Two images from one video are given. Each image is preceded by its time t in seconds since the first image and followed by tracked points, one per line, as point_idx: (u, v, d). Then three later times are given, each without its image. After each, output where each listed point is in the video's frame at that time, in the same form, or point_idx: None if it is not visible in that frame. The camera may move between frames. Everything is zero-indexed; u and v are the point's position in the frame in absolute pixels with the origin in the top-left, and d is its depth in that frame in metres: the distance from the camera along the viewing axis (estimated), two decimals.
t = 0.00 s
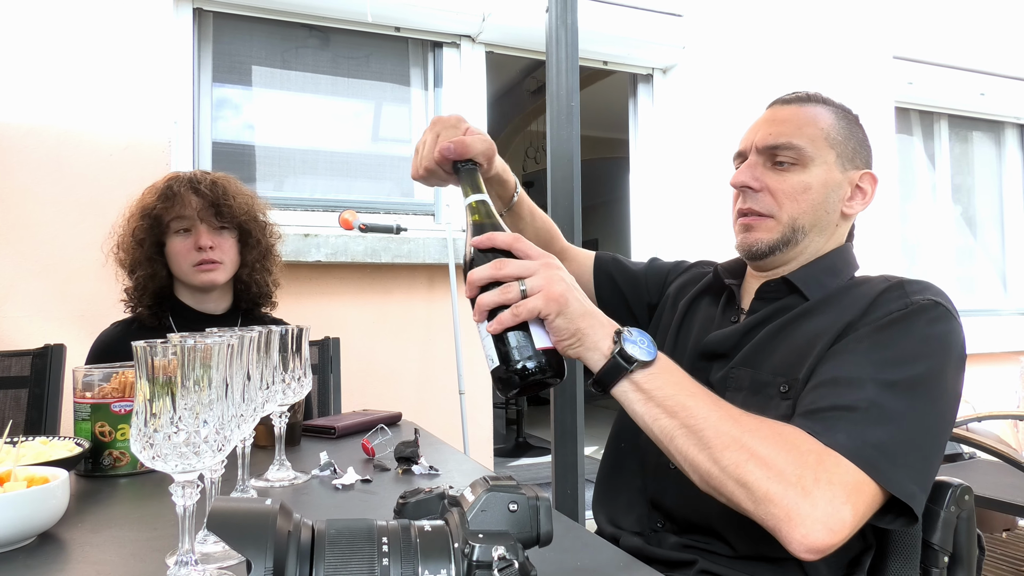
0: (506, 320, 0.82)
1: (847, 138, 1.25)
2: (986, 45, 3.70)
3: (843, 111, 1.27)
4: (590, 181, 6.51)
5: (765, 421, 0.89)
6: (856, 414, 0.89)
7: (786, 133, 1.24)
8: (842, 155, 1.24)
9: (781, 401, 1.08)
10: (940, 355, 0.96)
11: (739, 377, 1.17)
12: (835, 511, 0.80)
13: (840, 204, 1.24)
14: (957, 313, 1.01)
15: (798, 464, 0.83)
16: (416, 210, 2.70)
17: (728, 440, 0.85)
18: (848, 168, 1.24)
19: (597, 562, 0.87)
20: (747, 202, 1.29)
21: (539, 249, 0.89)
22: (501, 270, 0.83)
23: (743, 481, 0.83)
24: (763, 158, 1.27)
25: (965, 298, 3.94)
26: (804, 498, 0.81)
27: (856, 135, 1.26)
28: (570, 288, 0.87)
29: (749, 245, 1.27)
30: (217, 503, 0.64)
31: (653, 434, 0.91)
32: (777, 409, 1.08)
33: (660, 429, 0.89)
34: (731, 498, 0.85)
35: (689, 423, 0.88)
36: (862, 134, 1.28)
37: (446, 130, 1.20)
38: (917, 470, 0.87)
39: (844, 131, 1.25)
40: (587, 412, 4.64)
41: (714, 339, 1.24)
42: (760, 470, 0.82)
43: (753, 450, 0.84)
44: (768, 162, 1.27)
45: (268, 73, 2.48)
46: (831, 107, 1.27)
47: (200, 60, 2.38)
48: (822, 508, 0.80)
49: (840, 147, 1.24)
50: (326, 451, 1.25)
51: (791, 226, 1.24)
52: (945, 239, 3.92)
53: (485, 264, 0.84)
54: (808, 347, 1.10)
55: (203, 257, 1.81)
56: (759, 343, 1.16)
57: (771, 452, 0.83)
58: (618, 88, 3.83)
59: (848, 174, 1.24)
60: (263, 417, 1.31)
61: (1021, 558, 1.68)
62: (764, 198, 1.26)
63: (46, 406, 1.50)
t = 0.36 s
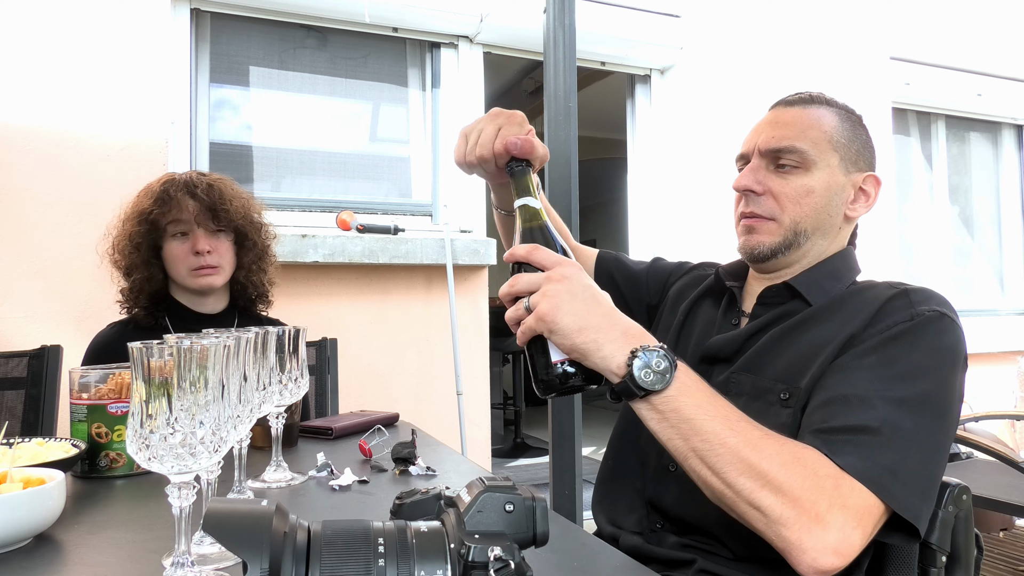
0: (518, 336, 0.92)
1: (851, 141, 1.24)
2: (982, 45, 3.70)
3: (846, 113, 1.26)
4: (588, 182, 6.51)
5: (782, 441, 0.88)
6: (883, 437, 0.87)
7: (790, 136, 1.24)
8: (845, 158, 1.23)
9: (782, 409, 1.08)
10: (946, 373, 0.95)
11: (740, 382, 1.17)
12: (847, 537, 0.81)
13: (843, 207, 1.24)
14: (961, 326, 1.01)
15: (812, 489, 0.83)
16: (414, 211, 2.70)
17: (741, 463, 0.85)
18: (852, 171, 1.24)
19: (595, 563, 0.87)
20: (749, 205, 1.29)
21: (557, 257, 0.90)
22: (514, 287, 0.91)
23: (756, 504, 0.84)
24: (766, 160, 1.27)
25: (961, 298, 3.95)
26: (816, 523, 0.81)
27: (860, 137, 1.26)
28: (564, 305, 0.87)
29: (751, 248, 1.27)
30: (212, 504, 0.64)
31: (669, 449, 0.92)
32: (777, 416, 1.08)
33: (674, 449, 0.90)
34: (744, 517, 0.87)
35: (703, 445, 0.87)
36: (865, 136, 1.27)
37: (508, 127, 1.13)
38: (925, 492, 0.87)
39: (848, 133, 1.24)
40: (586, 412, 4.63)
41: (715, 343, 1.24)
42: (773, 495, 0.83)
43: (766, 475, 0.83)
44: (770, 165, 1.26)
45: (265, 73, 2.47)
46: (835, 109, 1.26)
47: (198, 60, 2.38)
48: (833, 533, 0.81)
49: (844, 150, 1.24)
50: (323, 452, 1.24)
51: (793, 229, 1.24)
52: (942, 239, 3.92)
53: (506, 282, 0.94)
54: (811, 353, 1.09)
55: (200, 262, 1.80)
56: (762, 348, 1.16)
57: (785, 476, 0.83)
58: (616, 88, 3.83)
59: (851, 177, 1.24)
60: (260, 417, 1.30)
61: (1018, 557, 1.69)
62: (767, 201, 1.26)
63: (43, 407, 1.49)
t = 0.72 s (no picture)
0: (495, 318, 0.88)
1: (836, 142, 1.25)
2: (970, 48, 3.73)
3: (833, 115, 1.27)
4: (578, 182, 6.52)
5: (760, 427, 0.87)
6: (850, 425, 0.88)
7: (775, 137, 1.25)
8: (830, 159, 1.24)
9: (766, 405, 1.08)
10: (927, 370, 0.96)
11: (725, 380, 1.17)
12: (822, 523, 0.81)
13: (828, 207, 1.24)
14: (942, 322, 1.01)
15: (788, 476, 0.83)
16: (404, 211, 2.70)
17: (720, 446, 0.84)
18: (837, 171, 1.24)
19: (577, 562, 0.87)
20: (734, 206, 1.30)
21: (535, 237, 0.86)
22: (491, 267, 0.87)
23: (732, 490, 0.83)
24: (750, 160, 1.27)
25: (947, 298, 3.98)
26: (792, 510, 0.81)
27: (846, 139, 1.26)
28: (537, 289, 0.83)
29: (736, 247, 1.27)
30: (191, 504, 0.64)
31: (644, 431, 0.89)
32: (762, 412, 1.08)
33: (652, 433, 0.87)
34: (717, 502, 0.86)
35: (682, 429, 0.85)
36: (852, 138, 1.28)
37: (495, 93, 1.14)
38: (899, 483, 0.87)
39: (834, 135, 1.25)
40: (576, 412, 4.64)
41: (702, 342, 1.24)
42: (750, 481, 0.82)
43: (745, 461, 0.83)
44: (755, 166, 1.27)
45: (253, 72, 2.46)
46: (822, 111, 1.27)
47: (186, 58, 2.37)
48: (809, 520, 0.81)
49: (829, 150, 1.24)
50: (309, 452, 1.24)
51: (777, 228, 1.24)
52: (929, 240, 3.95)
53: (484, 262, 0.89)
54: (793, 352, 1.10)
55: (185, 261, 1.79)
56: (748, 346, 1.16)
57: (763, 463, 0.83)
58: (605, 88, 3.84)
59: (836, 178, 1.24)
60: (244, 418, 1.30)
61: (1003, 555, 1.70)
62: (751, 200, 1.27)
63: (26, 408, 1.48)
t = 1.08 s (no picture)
0: (445, 185, 0.74)
1: (728, 140, 1.29)
2: (899, 60, 3.89)
3: (722, 116, 1.31)
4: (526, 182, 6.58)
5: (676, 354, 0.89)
6: (755, 363, 0.90)
7: (672, 145, 1.29)
8: (726, 157, 1.28)
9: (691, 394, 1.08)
10: (833, 343, 0.99)
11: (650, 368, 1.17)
12: (725, 443, 0.80)
13: (731, 202, 1.28)
14: (848, 305, 1.04)
15: (699, 392, 0.82)
16: (344, 207, 2.66)
17: (637, 357, 0.84)
18: (734, 167, 1.28)
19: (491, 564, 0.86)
20: (644, 215, 1.32)
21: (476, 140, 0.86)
22: (443, 136, 0.77)
23: (643, 399, 0.81)
24: (652, 169, 1.31)
25: (873, 299, 4.16)
26: (699, 424, 0.80)
27: (739, 136, 1.31)
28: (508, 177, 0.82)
29: (652, 254, 1.29)
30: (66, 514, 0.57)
31: (560, 346, 0.88)
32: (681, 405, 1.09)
33: (568, 339, 0.86)
34: (625, 419, 0.83)
35: (600, 335, 0.86)
36: (744, 134, 1.32)
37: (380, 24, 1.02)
38: (800, 427, 0.88)
39: (726, 134, 1.30)
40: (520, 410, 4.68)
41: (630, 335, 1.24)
42: (663, 390, 0.81)
43: (661, 370, 0.83)
44: (657, 173, 1.30)
45: (186, 63, 2.40)
46: (712, 113, 1.32)
47: (113, 47, 2.28)
48: (714, 437, 0.80)
49: (723, 148, 1.28)
50: (229, 456, 1.20)
51: (686, 230, 1.26)
52: (857, 244, 4.13)
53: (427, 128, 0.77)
54: (717, 332, 1.11)
55: (102, 255, 1.73)
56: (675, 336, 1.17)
57: (677, 375, 0.83)
58: (549, 89, 3.88)
59: (734, 173, 1.28)
60: (161, 421, 1.26)
61: (918, 543, 1.80)
62: (657, 207, 1.29)
63: None
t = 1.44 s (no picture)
0: (366, 194, 0.75)
1: (682, 138, 1.33)
2: (849, 64, 4.01)
3: (676, 115, 1.35)
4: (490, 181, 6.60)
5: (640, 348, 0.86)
6: (716, 364, 0.90)
7: (627, 141, 1.31)
8: (680, 153, 1.31)
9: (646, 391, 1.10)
10: (790, 344, 1.00)
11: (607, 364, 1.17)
12: (688, 443, 0.80)
13: (686, 198, 1.30)
14: (804, 309, 1.05)
15: (664, 392, 0.81)
16: (302, 205, 2.62)
17: (601, 354, 0.81)
18: (688, 164, 1.31)
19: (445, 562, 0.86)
20: (601, 209, 1.34)
21: (422, 120, 0.80)
22: (371, 139, 0.77)
23: (609, 401, 0.80)
24: (607, 166, 1.33)
25: (826, 299, 4.30)
26: (664, 426, 0.80)
27: (692, 134, 1.35)
28: (435, 159, 0.77)
29: (608, 249, 1.30)
30: None
31: (521, 341, 0.84)
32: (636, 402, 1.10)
33: (530, 337, 0.83)
34: (590, 419, 0.81)
35: (563, 334, 0.81)
36: (697, 133, 1.36)
37: None
38: (758, 427, 0.89)
39: (680, 131, 1.33)
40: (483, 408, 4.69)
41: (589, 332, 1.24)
42: (628, 392, 0.80)
43: (626, 372, 0.81)
44: (613, 170, 1.33)
45: (136, 55, 2.34)
46: (666, 112, 1.35)
47: (58, 38, 2.21)
48: (678, 438, 0.80)
49: (677, 145, 1.31)
50: (180, 457, 1.17)
51: (641, 224, 1.28)
52: (810, 243, 4.25)
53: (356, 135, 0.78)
54: (675, 330, 1.13)
55: (47, 251, 1.68)
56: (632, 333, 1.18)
57: (642, 376, 0.81)
58: (509, 88, 3.91)
59: (688, 170, 1.31)
60: (109, 422, 1.22)
61: (867, 535, 1.87)
62: (613, 201, 1.31)
63: None
